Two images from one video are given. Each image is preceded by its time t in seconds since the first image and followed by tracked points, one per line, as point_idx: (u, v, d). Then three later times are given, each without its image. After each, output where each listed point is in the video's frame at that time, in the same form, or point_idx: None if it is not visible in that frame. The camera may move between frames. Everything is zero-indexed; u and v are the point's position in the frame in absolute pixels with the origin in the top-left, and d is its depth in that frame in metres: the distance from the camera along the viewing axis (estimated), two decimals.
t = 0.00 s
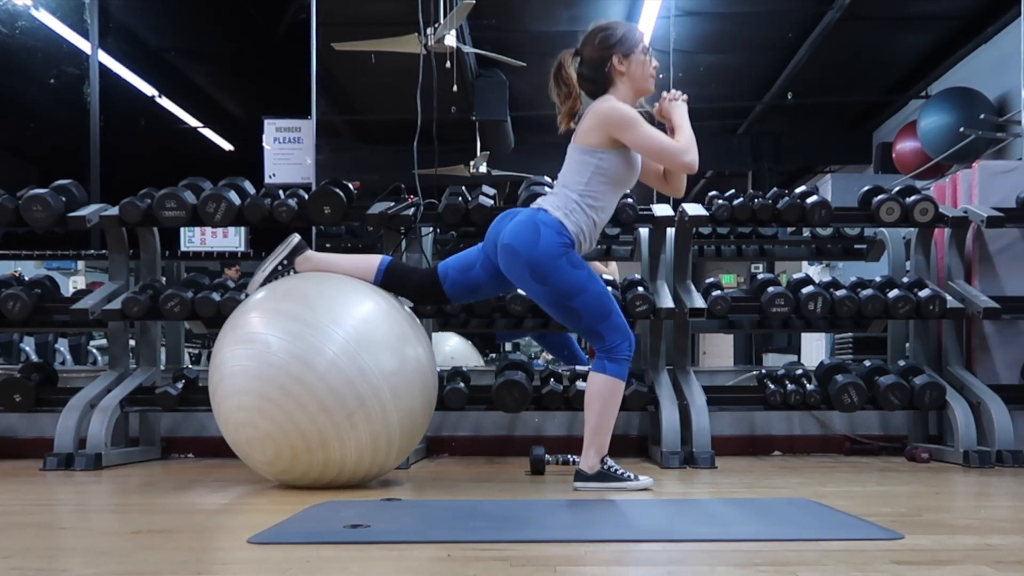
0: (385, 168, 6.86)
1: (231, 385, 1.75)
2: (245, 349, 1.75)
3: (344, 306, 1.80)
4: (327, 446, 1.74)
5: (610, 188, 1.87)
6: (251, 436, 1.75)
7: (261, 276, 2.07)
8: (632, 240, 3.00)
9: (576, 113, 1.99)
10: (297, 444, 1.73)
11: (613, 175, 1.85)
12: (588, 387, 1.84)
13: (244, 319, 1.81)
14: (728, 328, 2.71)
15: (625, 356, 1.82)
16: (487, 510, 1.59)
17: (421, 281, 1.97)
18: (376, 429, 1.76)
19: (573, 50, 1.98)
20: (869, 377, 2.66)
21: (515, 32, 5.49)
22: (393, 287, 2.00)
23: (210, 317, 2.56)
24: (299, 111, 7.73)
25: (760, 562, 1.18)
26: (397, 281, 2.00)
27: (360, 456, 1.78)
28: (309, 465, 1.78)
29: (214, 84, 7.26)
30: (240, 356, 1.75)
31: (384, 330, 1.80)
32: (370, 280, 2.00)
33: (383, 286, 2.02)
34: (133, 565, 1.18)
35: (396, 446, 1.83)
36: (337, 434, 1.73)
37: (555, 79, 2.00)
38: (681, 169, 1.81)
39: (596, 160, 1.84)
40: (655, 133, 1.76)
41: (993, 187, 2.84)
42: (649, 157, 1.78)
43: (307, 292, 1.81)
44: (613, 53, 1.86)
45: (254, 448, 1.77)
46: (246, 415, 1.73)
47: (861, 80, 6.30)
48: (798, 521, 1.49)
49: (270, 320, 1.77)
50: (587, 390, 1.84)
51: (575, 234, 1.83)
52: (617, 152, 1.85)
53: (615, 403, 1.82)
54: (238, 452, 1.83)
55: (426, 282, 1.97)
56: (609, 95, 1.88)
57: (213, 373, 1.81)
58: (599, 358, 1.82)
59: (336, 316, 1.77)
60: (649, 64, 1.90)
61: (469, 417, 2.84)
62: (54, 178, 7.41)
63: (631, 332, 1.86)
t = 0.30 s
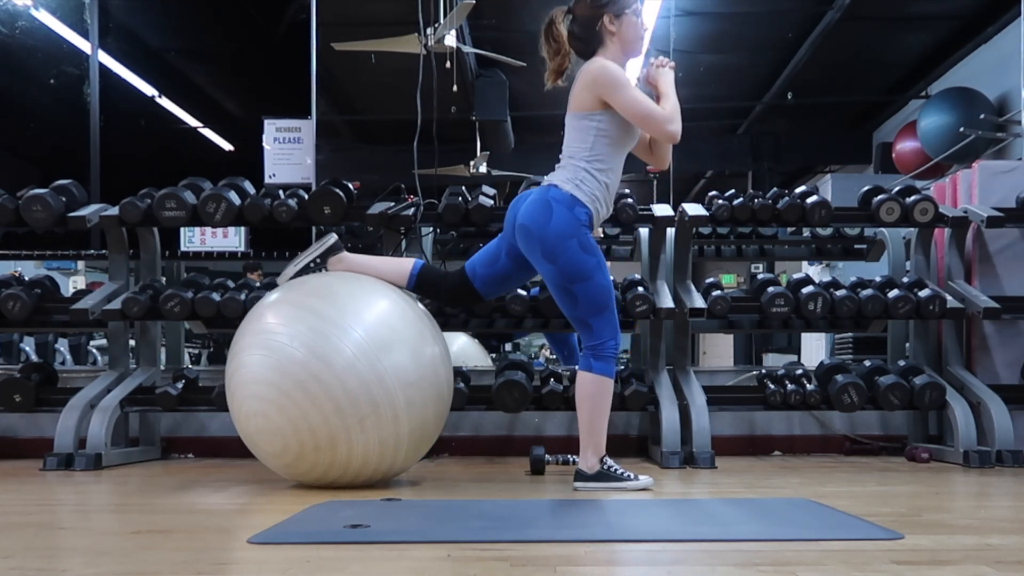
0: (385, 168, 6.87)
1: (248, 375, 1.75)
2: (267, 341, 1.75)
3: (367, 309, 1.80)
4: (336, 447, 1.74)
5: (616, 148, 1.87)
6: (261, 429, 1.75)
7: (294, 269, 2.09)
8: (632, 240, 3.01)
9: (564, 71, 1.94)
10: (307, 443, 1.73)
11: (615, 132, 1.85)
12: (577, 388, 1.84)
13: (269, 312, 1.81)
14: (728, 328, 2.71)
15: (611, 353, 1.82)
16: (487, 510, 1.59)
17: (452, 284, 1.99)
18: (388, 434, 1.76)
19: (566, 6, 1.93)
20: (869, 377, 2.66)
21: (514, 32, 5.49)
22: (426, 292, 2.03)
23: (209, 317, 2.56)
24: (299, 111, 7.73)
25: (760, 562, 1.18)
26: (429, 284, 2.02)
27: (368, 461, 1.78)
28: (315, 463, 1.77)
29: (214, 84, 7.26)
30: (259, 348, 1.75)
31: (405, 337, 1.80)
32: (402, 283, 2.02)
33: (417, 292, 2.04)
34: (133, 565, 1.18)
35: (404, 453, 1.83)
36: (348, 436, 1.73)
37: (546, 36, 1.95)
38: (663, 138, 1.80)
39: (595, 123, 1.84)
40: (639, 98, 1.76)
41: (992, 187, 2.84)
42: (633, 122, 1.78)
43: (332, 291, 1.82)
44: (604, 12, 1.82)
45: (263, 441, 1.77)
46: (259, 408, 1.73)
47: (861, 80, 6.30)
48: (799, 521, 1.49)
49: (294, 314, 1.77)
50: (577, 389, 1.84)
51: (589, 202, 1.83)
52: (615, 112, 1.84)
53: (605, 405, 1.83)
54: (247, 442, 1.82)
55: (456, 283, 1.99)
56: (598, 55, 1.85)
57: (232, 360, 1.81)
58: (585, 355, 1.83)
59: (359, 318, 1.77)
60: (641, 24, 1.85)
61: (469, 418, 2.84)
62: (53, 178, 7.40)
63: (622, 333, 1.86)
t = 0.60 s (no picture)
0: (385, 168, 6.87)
1: (261, 370, 1.75)
2: (282, 339, 1.75)
3: (385, 314, 1.79)
4: (341, 450, 1.74)
5: (620, 130, 1.87)
6: (268, 425, 1.75)
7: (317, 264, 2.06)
8: (632, 240, 3.01)
9: (559, 52, 1.94)
10: (313, 444, 1.73)
11: (616, 114, 1.84)
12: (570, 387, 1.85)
13: (289, 307, 1.81)
14: (728, 328, 2.71)
15: (602, 352, 1.82)
16: (488, 510, 1.59)
17: (477, 289, 2.01)
18: (395, 442, 1.76)
19: None
20: (869, 377, 2.66)
21: (514, 32, 5.50)
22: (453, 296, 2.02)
23: (209, 317, 2.56)
24: (299, 111, 7.73)
25: (760, 562, 1.18)
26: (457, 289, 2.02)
27: (372, 466, 1.78)
28: (319, 464, 1.77)
29: (214, 84, 7.26)
30: (275, 345, 1.75)
31: (420, 345, 1.80)
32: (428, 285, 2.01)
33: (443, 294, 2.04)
34: (132, 565, 1.18)
35: (408, 461, 1.83)
36: (354, 441, 1.73)
37: (540, 17, 1.95)
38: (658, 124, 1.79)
39: (595, 108, 1.84)
40: (634, 82, 1.75)
41: (993, 187, 2.84)
42: (628, 108, 1.77)
43: (354, 293, 1.81)
44: None
45: (270, 437, 1.77)
46: (268, 404, 1.73)
47: (861, 80, 6.30)
48: (798, 521, 1.49)
49: (312, 314, 1.77)
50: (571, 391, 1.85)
51: (603, 189, 1.84)
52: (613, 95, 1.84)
53: (598, 409, 1.83)
54: (253, 436, 1.83)
55: (480, 286, 2.01)
56: (591, 37, 1.84)
57: (246, 352, 1.81)
58: (577, 354, 1.83)
59: (376, 323, 1.76)
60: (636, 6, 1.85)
61: (468, 418, 2.84)
62: (54, 177, 7.40)
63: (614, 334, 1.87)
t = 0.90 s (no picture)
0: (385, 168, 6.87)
1: (275, 366, 1.75)
2: (298, 337, 1.75)
3: (403, 319, 1.79)
4: (349, 451, 1.74)
5: (620, 129, 1.87)
6: (277, 422, 1.75)
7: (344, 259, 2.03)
8: (632, 240, 3.01)
9: (557, 48, 1.92)
10: (320, 444, 1.73)
11: (615, 113, 1.84)
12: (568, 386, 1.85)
13: (310, 305, 1.81)
14: (728, 328, 2.71)
15: (598, 352, 1.82)
16: (488, 510, 1.59)
17: (502, 300, 2.07)
18: (403, 447, 1.76)
19: None
20: (869, 377, 2.66)
21: (514, 32, 5.50)
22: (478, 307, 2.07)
23: (210, 317, 2.56)
24: (299, 111, 7.73)
25: (759, 562, 1.18)
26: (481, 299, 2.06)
27: (379, 469, 1.79)
28: (326, 463, 1.78)
29: (214, 84, 7.27)
30: (290, 342, 1.76)
31: (434, 351, 1.80)
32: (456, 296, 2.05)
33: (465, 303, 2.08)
34: (132, 565, 1.18)
35: (415, 466, 1.83)
36: (363, 443, 1.73)
37: (539, 14, 1.94)
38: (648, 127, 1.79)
39: (595, 107, 1.84)
40: (629, 82, 1.75)
41: (993, 187, 2.84)
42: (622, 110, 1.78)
43: (374, 296, 1.81)
44: None
45: (279, 433, 1.77)
46: (280, 400, 1.73)
47: (861, 80, 6.30)
48: (797, 521, 1.49)
49: (329, 313, 1.77)
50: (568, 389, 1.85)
51: (613, 187, 1.84)
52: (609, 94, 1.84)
53: (597, 409, 1.83)
54: (262, 430, 1.83)
55: (506, 296, 2.08)
56: (590, 34, 1.85)
57: (261, 346, 1.82)
58: (573, 354, 1.83)
59: (392, 326, 1.76)
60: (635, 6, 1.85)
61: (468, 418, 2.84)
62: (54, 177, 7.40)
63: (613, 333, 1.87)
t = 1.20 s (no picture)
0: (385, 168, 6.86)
1: (277, 363, 1.75)
2: (300, 334, 1.76)
3: (405, 317, 1.79)
4: (351, 449, 1.74)
5: (622, 132, 1.87)
6: (279, 419, 1.75)
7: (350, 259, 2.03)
8: (632, 240, 3.01)
9: (561, 46, 1.95)
10: (321, 442, 1.73)
11: (617, 117, 1.84)
12: (568, 383, 1.86)
13: (314, 303, 1.81)
14: (728, 328, 2.71)
15: (599, 351, 1.82)
16: (488, 510, 1.59)
17: (507, 299, 2.09)
18: (404, 445, 1.76)
19: None
20: (869, 377, 2.66)
21: (514, 32, 5.50)
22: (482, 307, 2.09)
23: (210, 317, 2.56)
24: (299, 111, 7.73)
25: (760, 562, 1.18)
26: (487, 301, 2.08)
27: (379, 467, 1.78)
28: (327, 461, 1.77)
29: (214, 84, 7.27)
30: (293, 339, 1.76)
31: (436, 348, 1.80)
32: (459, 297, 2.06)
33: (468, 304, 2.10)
34: (133, 565, 1.18)
35: (416, 464, 1.83)
36: (364, 440, 1.73)
37: (542, 11, 1.95)
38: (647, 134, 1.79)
39: (596, 110, 1.84)
40: (630, 88, 1.75)
41: (993, 187, 2.84)
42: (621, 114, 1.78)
43: (380, 295, 1.81)
44: None
45: (280, 431, 1.77)
46: (282, 397, 1.73)
47: (861, 80, 6.30)
48: (798, 521, 1.49)
49: (331, 311, 1.77)
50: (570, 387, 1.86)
51: (615, 187, 1.84)
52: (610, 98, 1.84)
53: (597, 405, 1.83)
54: (264, 428, 1.83)
55: (510, 296, 2.09)
56: (591, 37, 1.85)
57: (264, 344, 1.82)
58: (574, 354, 1.83)
59: (394, 323, 1.77)
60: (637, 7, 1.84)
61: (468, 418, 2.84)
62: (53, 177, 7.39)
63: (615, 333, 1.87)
